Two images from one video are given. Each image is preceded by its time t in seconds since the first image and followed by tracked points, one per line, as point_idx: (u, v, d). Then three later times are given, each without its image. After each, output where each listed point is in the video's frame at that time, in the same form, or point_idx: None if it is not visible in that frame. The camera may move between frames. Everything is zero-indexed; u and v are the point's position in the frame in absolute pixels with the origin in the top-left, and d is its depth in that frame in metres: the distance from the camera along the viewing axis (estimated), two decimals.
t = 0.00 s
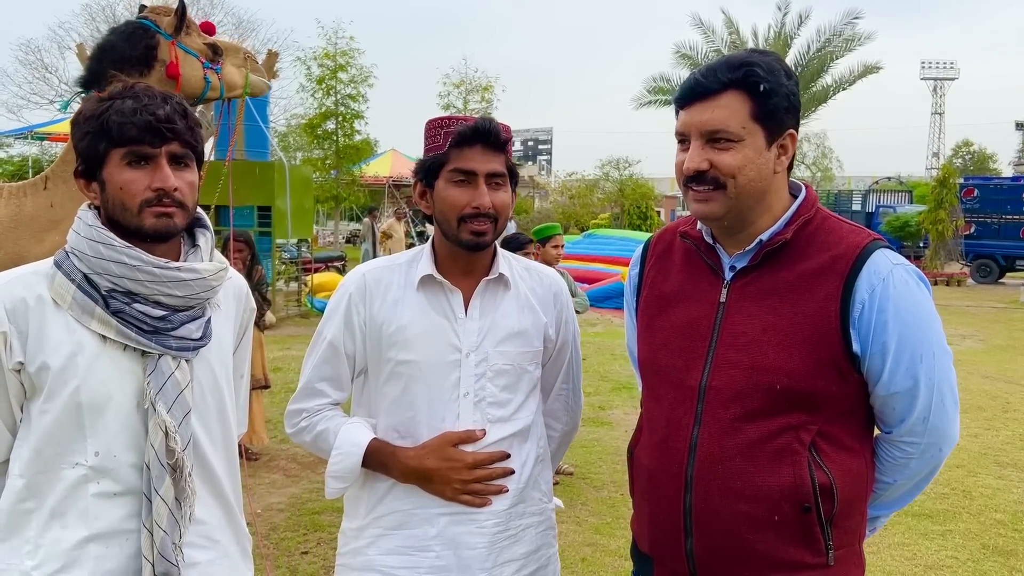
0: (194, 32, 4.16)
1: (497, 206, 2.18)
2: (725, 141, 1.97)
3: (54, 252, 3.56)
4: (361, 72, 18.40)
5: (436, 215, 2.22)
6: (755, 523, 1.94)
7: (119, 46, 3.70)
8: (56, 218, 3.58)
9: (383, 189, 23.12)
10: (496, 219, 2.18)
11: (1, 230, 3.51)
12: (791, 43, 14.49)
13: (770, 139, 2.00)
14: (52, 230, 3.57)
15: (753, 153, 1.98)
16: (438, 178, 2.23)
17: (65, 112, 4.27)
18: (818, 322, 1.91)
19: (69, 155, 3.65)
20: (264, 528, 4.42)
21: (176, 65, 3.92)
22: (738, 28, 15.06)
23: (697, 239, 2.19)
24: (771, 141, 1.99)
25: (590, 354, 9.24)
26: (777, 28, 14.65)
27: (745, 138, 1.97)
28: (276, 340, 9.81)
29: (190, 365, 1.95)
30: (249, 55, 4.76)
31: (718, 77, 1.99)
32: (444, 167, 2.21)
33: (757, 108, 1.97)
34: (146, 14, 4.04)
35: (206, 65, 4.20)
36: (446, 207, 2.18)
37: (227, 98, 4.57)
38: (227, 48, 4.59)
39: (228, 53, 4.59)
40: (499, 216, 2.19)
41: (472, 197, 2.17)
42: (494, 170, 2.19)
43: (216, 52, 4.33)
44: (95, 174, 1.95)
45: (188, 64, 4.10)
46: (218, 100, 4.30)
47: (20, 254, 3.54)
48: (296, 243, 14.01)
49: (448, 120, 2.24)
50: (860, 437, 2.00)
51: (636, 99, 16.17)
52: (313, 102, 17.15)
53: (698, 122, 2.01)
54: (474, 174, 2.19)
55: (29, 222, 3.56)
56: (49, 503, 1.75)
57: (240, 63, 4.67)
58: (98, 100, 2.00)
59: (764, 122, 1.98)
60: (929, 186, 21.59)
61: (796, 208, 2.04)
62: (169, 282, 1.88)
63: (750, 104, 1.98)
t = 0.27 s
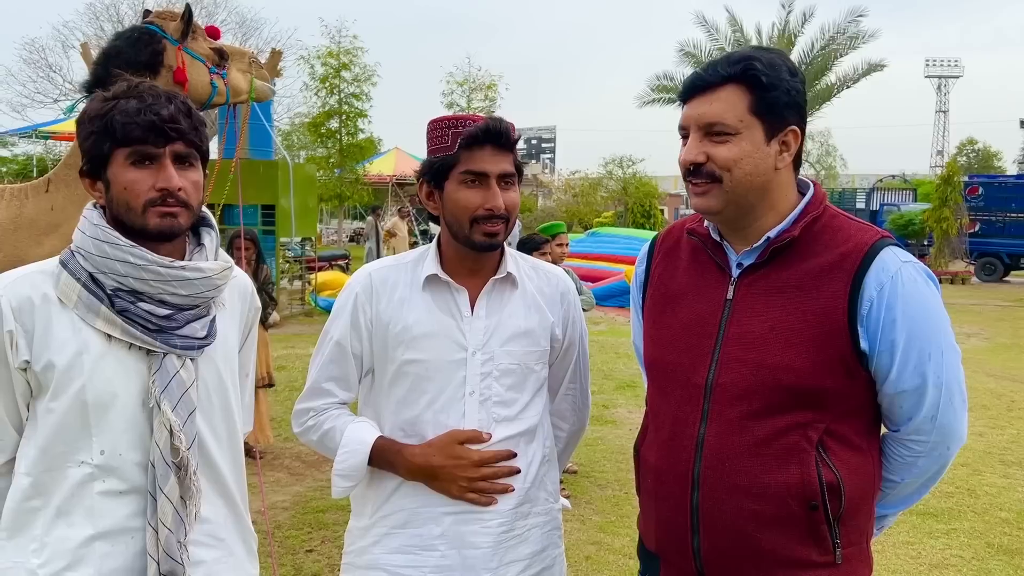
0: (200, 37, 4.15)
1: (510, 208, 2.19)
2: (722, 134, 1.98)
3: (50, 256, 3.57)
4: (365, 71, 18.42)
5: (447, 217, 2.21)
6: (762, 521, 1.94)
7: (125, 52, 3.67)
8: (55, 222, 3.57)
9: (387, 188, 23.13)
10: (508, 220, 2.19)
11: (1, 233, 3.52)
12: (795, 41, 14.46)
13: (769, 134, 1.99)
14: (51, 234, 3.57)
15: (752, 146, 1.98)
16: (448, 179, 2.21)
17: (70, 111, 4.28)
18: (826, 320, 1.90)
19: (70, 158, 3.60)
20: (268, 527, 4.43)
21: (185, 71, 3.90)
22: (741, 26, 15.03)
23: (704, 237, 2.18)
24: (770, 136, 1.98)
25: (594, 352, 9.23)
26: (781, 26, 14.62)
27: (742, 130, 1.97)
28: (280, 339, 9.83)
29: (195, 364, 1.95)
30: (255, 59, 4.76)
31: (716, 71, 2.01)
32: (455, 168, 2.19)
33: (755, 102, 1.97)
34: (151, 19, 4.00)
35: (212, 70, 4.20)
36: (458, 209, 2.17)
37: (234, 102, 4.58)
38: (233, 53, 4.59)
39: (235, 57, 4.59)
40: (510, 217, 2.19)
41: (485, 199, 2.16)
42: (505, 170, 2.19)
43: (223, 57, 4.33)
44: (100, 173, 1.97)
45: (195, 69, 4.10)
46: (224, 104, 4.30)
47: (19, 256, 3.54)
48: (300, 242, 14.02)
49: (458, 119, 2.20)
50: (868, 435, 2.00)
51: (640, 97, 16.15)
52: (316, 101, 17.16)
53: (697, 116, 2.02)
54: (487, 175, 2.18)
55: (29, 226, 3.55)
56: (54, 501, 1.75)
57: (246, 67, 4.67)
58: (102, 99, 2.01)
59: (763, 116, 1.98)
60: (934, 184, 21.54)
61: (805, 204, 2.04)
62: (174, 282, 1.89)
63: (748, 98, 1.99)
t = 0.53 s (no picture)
0: (199, 39, 4.16)
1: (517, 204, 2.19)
2: (698, 139, 2.02)
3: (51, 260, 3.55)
4: (368, 69, 18.43)
5: (454, 216, 2.20)
6: (774, 520, 1.94)
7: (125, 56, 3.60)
8: (56, 226, 3.54)
9: (390, 186, 23.14)
10: (516, 218, 2.19)
11: (2, 236, 3.53)
12: (799, 39, 14.43)
13: (747, 135, 1.98)
14: (52, 238, 3.55)
15: (728, 147, 1.98)
16: (454, 178, 2.19)
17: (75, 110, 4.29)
18: (840, 318, 1.90)
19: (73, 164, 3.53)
20: (272, 524, 4.44)
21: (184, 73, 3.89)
22: (745, 24, 15.00)
23: (716, 235, 2.18)
24: (746, 137, 1.98)
25: (597, 350, 9.24)
26: (785, 24, 14.59)
27: (715, 135, 1.99)
28: (285, 337, 9.85)
29: (201, 362, 1.96)
30: (258, 60, 4.77)
31: (691, 79, 2.07)
32: (461, 168, 2.18)
33: (726, 105, 1.98)
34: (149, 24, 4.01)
35: (212, 72, 4.20)
36: (466, 208, 2.16)
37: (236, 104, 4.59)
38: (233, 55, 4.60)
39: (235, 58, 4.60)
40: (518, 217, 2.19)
41: (493, 197, 2.15)
42: (513, 169, 2.19)
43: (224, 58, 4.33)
44: (107, 171, 1.96)
45: (195, 72, 4.10)
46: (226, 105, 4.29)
47: (16, 259, 3.54)
48: (304, 241, 14.04)
49: (464, 119, 2.19)
50: (882, 435, 1.99)
51: (644, 95, 16.13)
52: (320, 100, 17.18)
53: (680, 123, 2.06)
54: (494, 175, 2.17)
55: (31, 229, 3.55)
56: (61, 499, 1.76)
57: (248, 68, 4.68)
58: (111, 98, 2.01)
59: (748, 113, 1.97)
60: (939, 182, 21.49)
61: (819, 203, 2.03)
62: (181, 280, 1.88)
63: (721, 101, 2.00)
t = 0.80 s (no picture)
0: (193, 38, 4.15)
1: (519, 203, 2.19)
2: (713, 139, 2.00)
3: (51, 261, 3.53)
4: (372, 67, 18.43)
5: (456, 215, 2.20)
6: (788, 521, 1.93)
7: (113, 54, 3.60)
8: (55, 226, 3.53)
9: (394, 184, 23.15)
10: (517, 217, 2.18)
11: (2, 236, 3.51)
12: (802, 36, 14.40)
13: (764, 135, 1.96)
14: (51, 238, 3.54)
15: (750, 146, 1.96)
16: (456, 177, 2.19)
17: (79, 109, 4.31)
18: (856, 318, 1.88)
19: (72, 165, 3.53)
20: (276, 522, 4.45)
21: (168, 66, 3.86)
22: (749, 21, 14.97)
23: (733, 233, 2.17)
24: (763, 137, 1.95)
25: (601, 348, 9.23)
26: (788, 21, 14.55)
27: (732, 136, 1.97)
28: (289, 336, 9.87)
29: (206, 360, 1.96)
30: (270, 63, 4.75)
31: (703, 80, 2.05)
32: (462, 168, 2.17)
33: (741, 105, 1.96)
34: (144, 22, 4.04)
35: (202, 68, 4.17)
36: (467, 207, 2.16)
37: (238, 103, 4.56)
38: (238, 56, 4.60)
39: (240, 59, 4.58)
40: (520, 215, 2.19)
41: (494, 197, 2.15)
42: (514, 168, 2.19)
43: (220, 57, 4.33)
44: (139, 166, 1.91)
45: (183, 68, 4.05)
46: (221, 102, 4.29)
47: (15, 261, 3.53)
48: (308, 239, 14.06)
49: (464, 118, 2.18)
50: (900, 438, 1.97)
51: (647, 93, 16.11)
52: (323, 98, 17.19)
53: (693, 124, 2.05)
54: (495, 174, 2.17)
55: (30, 229, 3.53)
56: (67, 497, 1.77)
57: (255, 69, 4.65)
58: (144, 91, 1.95)
59: (782, 108, 1.95)
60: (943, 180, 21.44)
61: (839, 202, 2.01)
62: (186, 277, 1.88)
63: (734, 101, 1.98)
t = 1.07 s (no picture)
0: (184, 34, 3.98)
1: (520, 207, 2.18)
2: (728, 135, 2.01)
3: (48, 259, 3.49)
4: (374, 65, 18.42)
5: (457, 216, 2.20)
6: (800, 525, 1.92)
7: (106, 50, 3.62)
8: (52, 225, 3.49)
9: (396, 183, 23.16)
10: (518, 221, 2.17)
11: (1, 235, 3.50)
12: (805, 34, 14.37)
13: (776, 133, 1.95)
14: (49, 237, 3.50)
15: (756, 146, 1.96)
16: (458, 180, 2.18)
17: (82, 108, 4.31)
18: (872, 322, 1.85)
19: (72, 164, 3.50)
20: (279, 520, 4.46)
21: (152, 66, 3.74)
22: (752, 19, 14.95)
23: (755, 232, 2.16)
24: (775, 135, 1.94)
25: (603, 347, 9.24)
26: (792, 19, 14.53)
27: (743, 131, 1.98)
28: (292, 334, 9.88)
29: (211, 359, 1.96)
30: (276, 55, 4.43)
31: (724, 75, 2.06)
32: (464, 170, 2.16)
33: (756, 101, 1.96)
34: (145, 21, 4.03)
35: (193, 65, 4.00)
36: (467, 210, 2.16)
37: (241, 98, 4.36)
38: (237, 49, 4.26)
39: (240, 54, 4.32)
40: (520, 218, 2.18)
41: (495, 201, 2.14)
42: (516, 172, 2.17)
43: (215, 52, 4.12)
44: (149, 164, 1.91)
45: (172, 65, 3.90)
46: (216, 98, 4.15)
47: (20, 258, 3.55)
48: (311, 237, 14.07)
49: (468, 120, 2.16)
50: (923, 445, 1.93)
51: (650, 91, 16.09)
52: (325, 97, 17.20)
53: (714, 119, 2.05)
54: (497, 179, 2.15)
55: (29, 227, 3.50)
56: (73, 495, 1.77)
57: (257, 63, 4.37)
58: (158, 90, 1.95)
59: (792, 109, 1.93)
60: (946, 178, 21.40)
61: (863, 199, 1.97)
62: (192, 277, 1.89)
63: (750, 98, 1.98)
